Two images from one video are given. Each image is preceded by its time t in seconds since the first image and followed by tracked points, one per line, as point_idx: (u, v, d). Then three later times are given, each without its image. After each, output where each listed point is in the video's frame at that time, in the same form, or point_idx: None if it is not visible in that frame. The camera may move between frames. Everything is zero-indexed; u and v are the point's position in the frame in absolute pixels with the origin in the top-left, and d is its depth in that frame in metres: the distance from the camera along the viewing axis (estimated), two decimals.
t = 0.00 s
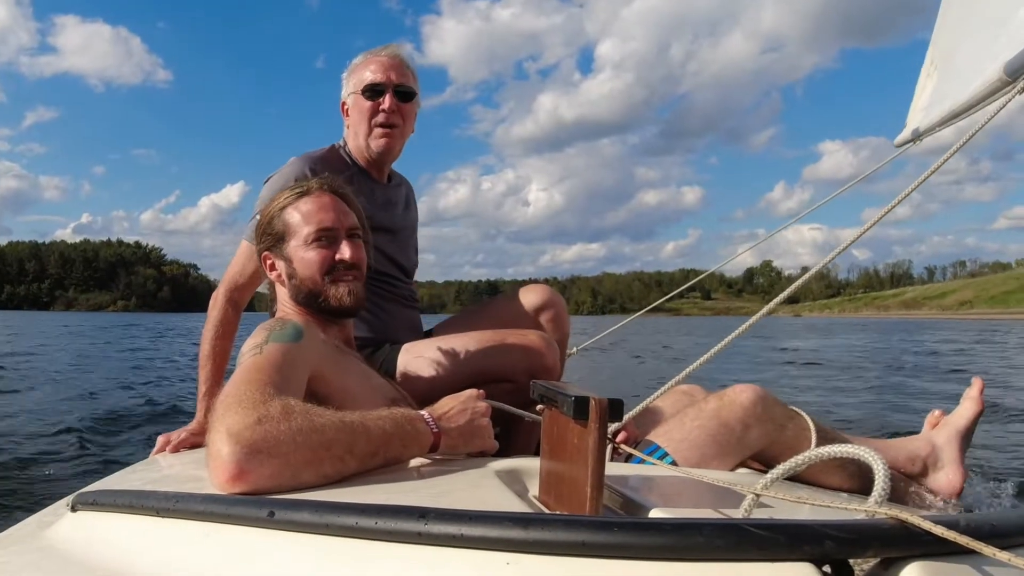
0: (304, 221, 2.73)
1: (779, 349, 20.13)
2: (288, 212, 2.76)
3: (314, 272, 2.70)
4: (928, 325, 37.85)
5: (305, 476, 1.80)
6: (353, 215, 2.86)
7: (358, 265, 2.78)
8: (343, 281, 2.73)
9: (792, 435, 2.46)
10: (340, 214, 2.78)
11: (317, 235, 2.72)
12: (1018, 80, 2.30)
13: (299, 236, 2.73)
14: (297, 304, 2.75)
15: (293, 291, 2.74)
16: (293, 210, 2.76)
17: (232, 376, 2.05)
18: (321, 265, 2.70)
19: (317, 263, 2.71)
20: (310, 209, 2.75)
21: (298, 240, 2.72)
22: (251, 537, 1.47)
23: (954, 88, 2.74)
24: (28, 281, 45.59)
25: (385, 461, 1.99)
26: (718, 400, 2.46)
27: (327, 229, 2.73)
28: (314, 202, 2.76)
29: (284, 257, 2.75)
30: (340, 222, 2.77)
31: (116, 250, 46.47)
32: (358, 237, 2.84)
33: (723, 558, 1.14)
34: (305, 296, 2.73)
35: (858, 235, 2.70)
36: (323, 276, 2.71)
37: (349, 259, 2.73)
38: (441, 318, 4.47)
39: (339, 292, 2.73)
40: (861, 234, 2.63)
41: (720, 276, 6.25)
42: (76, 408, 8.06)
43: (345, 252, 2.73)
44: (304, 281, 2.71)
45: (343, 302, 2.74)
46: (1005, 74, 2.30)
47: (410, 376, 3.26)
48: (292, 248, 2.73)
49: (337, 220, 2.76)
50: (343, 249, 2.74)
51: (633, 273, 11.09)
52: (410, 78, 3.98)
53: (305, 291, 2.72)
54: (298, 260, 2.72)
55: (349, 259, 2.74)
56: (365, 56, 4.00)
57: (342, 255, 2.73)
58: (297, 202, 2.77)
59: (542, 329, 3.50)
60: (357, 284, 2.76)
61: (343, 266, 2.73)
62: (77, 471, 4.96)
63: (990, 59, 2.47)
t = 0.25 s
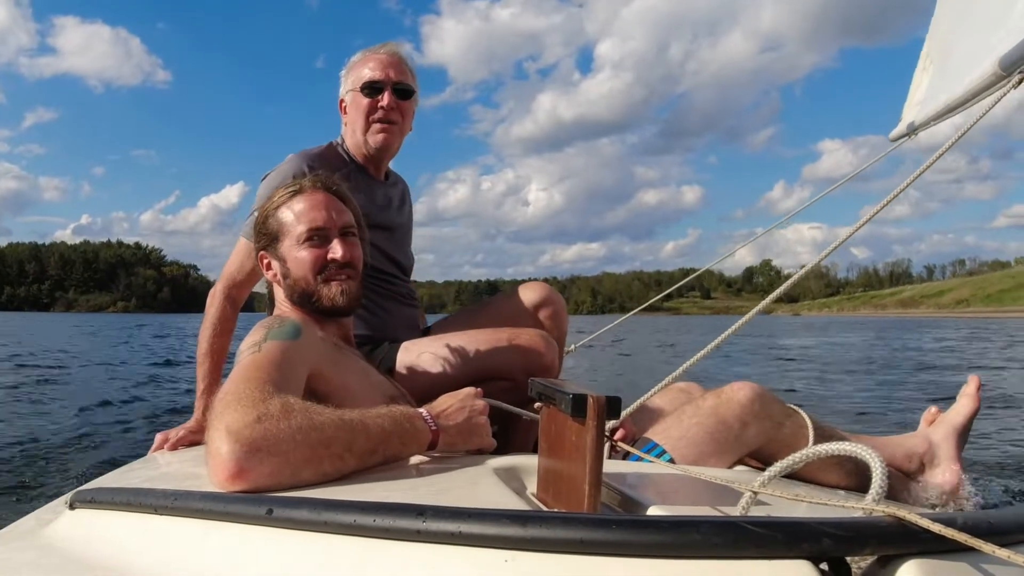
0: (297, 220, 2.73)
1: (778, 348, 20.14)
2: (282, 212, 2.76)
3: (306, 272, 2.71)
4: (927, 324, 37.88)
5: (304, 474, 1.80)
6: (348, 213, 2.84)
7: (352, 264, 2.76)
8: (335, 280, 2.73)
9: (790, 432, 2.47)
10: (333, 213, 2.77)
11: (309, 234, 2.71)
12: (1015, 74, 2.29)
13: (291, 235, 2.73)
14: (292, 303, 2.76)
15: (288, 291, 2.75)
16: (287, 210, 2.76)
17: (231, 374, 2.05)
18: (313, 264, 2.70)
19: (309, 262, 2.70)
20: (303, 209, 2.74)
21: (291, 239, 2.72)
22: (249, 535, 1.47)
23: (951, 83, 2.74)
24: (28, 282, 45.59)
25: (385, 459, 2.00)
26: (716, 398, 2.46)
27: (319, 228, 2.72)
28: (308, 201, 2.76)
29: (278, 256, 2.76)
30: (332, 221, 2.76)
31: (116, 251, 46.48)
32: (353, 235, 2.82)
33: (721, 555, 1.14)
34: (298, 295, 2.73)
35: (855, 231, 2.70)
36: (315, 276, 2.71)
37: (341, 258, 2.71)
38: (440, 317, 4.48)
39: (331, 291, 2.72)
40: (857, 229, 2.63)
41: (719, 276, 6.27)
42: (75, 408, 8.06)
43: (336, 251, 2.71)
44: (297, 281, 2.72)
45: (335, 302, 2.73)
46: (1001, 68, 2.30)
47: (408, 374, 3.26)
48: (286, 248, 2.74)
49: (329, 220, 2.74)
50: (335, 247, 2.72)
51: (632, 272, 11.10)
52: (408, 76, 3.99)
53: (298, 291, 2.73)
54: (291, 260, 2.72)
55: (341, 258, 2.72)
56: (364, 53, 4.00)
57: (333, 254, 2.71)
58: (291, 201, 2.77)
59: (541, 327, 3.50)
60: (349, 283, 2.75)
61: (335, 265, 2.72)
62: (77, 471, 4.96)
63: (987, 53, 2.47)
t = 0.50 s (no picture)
0: (298, 223, 2.73)
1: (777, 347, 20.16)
2: (283, 215, 2.76)
3: (307, 275, 2.70)
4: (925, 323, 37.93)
5: (308, 477, 1.80)
6: (350, 215, 2.84)
7: (354, 266, 2.76)
8: (337, 282, 2.73)
9: (792, 434, 2.46)
10: (334, 215, 2.77)
11: (310, 237, 2.71)
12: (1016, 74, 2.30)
13: (293, 238, 2.72)
14: (294, 305, 2.76)
15: (289, 294, 2.75)
16: (288, 213, 2.76)
17: (235, 376, 2.05)
18: (314, 267, 2.70)
19: (311, 265, 2.70)
20: (304, 211, 2.74)
21: (293, 242, 2.72)
22: (253, 538, 1.47)
23: (951, 83, 2.75)
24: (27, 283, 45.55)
25: (388, 461, 1.99)
26: (718, 399, 2.46)
27: (320, 231, 2.72)
28: (309, 204, 2.76)
29: (280, 260, 2.76)
30: (334, 223, 2.75)
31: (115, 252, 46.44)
32: (354, 237, 2.81)
33: (725, 557, 1.14)
34: (300, 298, 2.73)
35: (857, 232, 2.70)
36: (317, 279, 2.70)
37: (343, 261, 2.71)
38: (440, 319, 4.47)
39: (333, 293, 2.72)
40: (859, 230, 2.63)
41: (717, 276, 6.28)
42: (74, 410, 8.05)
43: (338, 253, 2.71)
44: (299, 284, 2.72)
45: (337, 304, 2.73)
46: (1003, 68, 2.31)
47: (410, 375, 3.26)
48: (287, 251, 2.74)
49: (330, 222, 2.74)
50: (336, 250, 2.72)
51: (631, 272, 11.11)
52: (402, 76, 3.99)
53: (300, 294, 2.73)
54: (293, 263, 2.72)
55: (343, 261, 2.71)
56: (357, 55, 4.00)
57: (335, 257, 2.71)
58: (292, 204, 2.76)
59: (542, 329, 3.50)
60: (351, 285, 2.75)
61: (337, 267, 2.72)
62: (77, 473, 4.96)
63: (987, 53, 2.48)
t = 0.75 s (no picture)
0: (304, 225, 2.72)
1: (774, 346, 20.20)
2: (289, 217, 2.76)
3: (314, 277, 2.70)
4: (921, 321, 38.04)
5: (315, 479, 1.80)
6: (356, 217, 2.83)
7: (359, 268, 2.75)
8: (343, 284, 2.72)
9: (799, 430, 2.47)
10: (340, 217, 2.76)
11: (316, 238, 2.71)
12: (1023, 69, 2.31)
13: (299, 240, 2.72)
14: (300, 307, 2.76)
15: (295, 296, 2.75)
16: (294, 214, 2.75)
17: (240, 378, 2.05)
18: (321, 269, 2.70)
19: (317, 267, 2.70)
20: (310, 213, 2.74)
21: (299, 244, 2.72)
22: (259, 539, 1.47)
23: (955, 79, 2.77)
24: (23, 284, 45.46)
25: (394, 461, 1.99)
26: (724, 397, 2.47)
27: (326, 232, 2.71)
28: (316, 206, 2.75)
29: (286, 262, 2.76)
30: (340, 225, 2.75)
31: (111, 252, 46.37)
32: (359, 239, 2.81)
33: (732, 555, 1.15)
34: (306, 300, 2.73)
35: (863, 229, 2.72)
36: (323, 281, 2.70)
37: (349, 262, 2.71)
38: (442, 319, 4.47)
39: (339, 295, 2.71)
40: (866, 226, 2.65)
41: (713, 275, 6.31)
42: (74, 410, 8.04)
43: (344, 255, 2.71)
44: (305, 286, 2.72)
45: (344, 306, 2.72)
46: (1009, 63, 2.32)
47: (414, 376, 3.25)
48: (293, 253, 2.73)
49: (336, 224, 2.74)
50: (343, 252, 2.72)
51: (627, 272, 11.15)
52: (393, 74, 3.98)
53: (306, 295, 2.73)
54: (299, 264, 2.72)
55: (349, 262, 2.71)
56: (347, 55, 4.00)
57: (341, 258, 2.71)
58: (298, 205, 2.76)
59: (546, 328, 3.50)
60: (357, 287, 2.74)
61: (343, 269, 2.71)
62: (79, 474, 4.95)
63: (992, 49, 2.50)
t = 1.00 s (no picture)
0: (308, 225, 2.72)
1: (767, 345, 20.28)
2: (293, 217, 2.76)
3: (318, 277, 2.70)
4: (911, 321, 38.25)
5: (320, 479, 1.80)
6: (359, 218, 2.83)
7: (363, 268, 2.75)
8: (347, 285, 2.72)
9: (804, 428, 2.48)
10: (344, 217, 2.76)
11: (320, 239, 2.70)
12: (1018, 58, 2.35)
13: (303, 240, 2.72)
14: (304, 308, 2.75)
15: (299, 296, 2.74)
16: (298, 215, 2.75)
17: (244, 379, 2.04)
18: (325, 270, 2.70)
19: (321, 267, 2.70)
20: (314, 214, 2.73)
21: (302, 244, 2.71)
22: (263, 540, 1.47)
23: (951, 69, 2.80)
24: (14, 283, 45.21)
25: (399, 462, 1.99)
26: (728, 396, 2.48)
27: (330, 233, 2.71)
28: (319, 207, 2.75)
29: (289, 262, 2.76)
30: (344, 225, 2.74)
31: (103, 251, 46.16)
32: (364, 240, 2.81)
33: (739, 554, 1.15)
34: (310, 301, 2.72)
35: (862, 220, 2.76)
36: (327, 281, 2.70)
37: (353, 263, 2.70)
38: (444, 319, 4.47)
39: (343, 296, 2.71)
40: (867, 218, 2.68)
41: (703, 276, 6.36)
42: (70, 410, 8.00)
43: (348, 255, 2.70)
44: (309, 286, 2.71)
45: (348, 306, 2.72)
46: (1005, 52, 2.36)
47: (418, 376, 3.25)
48: (297, 254, 2.73)
49: (340, 225, 2.73)
50: (347, 252, 2.71)
51: (617, 271, 11.22)
52: (400, 74, 3.98)
53: (310, 296, 2.72)
54: (303, 265, 2.71)
55: (353, 263, 2.71)
56: (354, 55, 3.99)
57: (346, 259, 2.70)
58: (302, 206, 2.76)
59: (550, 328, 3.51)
60: (361, 287, 2.74)
61: (347, 270, 2.71)
62: (76, 473, 4.93)
63: (988, 39, 2.53)
